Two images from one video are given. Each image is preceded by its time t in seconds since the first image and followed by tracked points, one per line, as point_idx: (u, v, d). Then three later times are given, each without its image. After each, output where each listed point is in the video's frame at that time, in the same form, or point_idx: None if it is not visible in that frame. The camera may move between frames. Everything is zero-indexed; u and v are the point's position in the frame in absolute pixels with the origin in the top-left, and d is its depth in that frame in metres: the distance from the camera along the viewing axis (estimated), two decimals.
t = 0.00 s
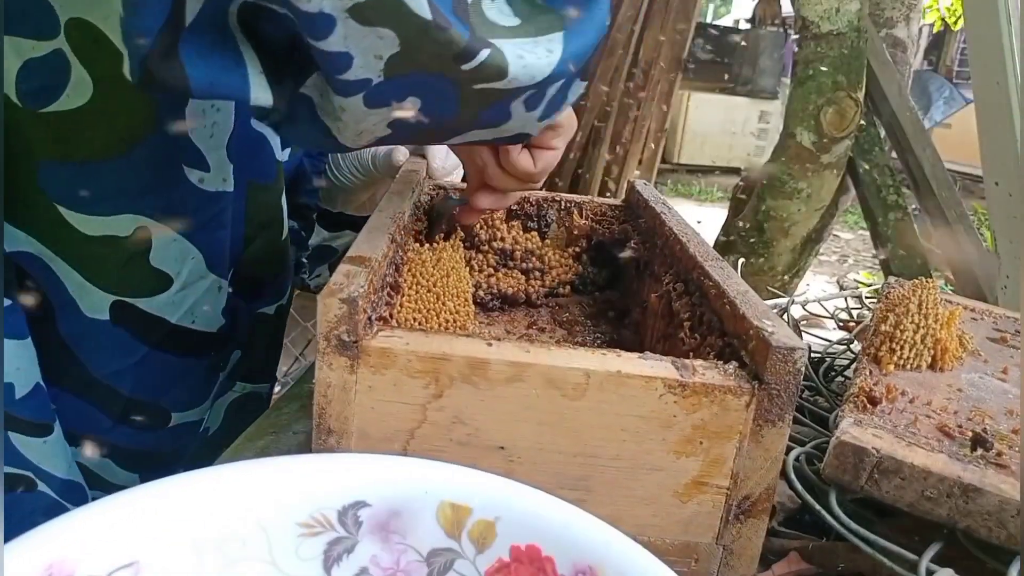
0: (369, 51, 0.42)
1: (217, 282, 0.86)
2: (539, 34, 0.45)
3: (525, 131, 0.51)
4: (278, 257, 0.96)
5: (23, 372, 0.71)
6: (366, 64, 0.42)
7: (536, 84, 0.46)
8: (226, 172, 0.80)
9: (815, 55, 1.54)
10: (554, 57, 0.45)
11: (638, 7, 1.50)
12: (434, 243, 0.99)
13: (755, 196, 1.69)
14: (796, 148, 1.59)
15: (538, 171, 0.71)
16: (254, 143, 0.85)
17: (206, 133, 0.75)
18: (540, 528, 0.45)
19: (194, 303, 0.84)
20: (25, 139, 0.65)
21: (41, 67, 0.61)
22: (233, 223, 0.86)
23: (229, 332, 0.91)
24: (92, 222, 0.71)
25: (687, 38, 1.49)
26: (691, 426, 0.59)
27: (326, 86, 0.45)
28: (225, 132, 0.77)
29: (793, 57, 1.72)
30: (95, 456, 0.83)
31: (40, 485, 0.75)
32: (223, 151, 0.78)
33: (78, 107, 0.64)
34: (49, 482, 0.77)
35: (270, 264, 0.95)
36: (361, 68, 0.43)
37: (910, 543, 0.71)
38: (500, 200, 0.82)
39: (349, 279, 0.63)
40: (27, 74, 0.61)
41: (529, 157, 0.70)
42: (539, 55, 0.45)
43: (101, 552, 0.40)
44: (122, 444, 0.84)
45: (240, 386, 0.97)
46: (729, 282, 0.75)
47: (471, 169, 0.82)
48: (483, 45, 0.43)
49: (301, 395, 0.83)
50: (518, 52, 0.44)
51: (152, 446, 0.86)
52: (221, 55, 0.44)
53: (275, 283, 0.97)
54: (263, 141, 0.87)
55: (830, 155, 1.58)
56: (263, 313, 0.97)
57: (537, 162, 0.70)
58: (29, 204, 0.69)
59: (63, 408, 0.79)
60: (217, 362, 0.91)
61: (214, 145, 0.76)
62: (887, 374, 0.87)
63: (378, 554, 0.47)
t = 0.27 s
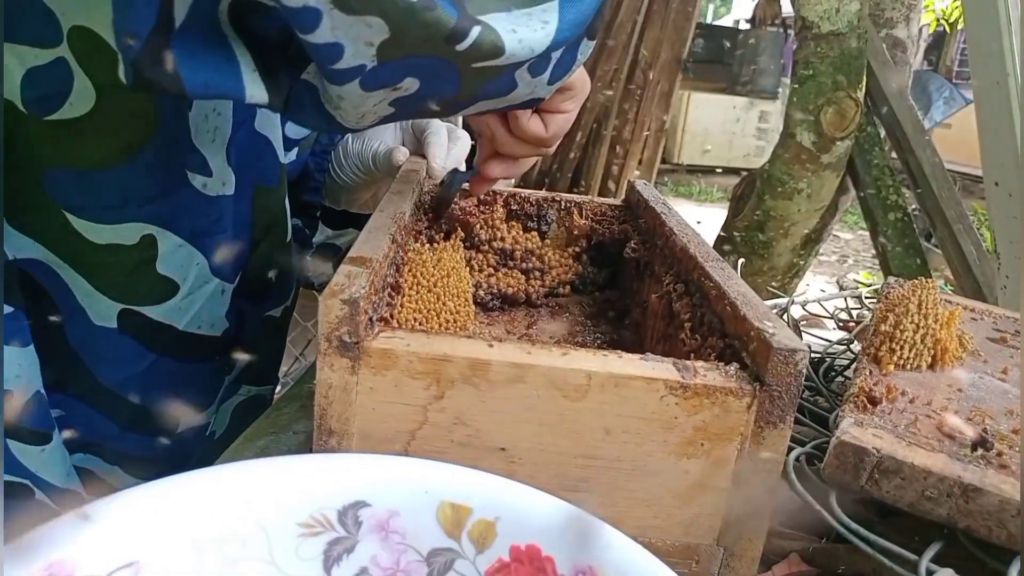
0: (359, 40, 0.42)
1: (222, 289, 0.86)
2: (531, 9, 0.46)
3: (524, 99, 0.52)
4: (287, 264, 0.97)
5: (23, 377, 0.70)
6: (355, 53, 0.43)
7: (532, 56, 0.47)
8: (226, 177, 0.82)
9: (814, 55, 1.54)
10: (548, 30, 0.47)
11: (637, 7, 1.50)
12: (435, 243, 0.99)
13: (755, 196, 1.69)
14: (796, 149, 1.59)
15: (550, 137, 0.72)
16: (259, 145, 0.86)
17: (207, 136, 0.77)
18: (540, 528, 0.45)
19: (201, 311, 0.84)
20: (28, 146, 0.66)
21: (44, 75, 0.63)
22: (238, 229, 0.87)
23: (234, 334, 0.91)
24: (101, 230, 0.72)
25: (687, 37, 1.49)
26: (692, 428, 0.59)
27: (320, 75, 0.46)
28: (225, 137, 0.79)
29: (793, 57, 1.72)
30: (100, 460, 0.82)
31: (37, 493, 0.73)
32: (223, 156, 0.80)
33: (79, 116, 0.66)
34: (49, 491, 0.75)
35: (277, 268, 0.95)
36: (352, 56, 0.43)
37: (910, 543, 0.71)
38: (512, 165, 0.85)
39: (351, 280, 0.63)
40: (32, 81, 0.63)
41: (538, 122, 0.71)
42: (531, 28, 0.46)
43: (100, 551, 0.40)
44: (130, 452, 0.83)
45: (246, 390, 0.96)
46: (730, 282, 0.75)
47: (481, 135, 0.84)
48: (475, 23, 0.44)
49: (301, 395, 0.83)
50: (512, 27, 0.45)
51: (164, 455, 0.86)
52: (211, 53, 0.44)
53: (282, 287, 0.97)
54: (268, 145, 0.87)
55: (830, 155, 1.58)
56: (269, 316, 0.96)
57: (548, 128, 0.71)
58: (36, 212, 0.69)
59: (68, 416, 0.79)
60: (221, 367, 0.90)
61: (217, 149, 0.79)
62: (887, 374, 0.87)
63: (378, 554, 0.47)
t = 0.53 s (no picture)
0: None
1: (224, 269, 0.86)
2: None
3: (544, 61, 0.63)
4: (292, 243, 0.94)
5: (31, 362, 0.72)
6: None
7: (558, 12, 0.56)
8: (229, 158, 0.80)
9: (814, 55, 1.54)
10: None
11: (637, 7, 1.50)
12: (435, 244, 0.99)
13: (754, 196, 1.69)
14: (796, 148, 1.59)
15: (542, 115, 0.87)
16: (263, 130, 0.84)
17: (209, 115, 0.77)
18: (539, 528, 0.45)
19: (205, 293, 0.84)
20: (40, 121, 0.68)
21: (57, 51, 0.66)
22: (242, 208, 0.86)
23: (234, 317, 0.90)
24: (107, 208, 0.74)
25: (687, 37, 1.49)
26: (693, 428, 0.59)
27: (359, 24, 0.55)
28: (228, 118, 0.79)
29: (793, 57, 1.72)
30: (106, 448, 0.84)
31: (45, 473, 0.75)
32: (228, 137, 0.79)
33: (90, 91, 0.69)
34: (58, 473, 0.77)
35: (280, 252, 0.92)
36: None
37: (910, 543, 0.71)
38: (505, 147, 0.97)
39: (351, 280, 0.63)
40: (46, 58, 0.66)
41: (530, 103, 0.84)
42: None
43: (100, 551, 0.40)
44: (135, 436, 0.84)
45: (243, 373, 0.96)
46: (730, 283, 0.75)
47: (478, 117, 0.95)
48: None
49: (301, 395, 0.83)
50: None
51: (168, 436, 0.87)
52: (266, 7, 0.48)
53: (288, 269, 0.95)
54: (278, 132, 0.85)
55: (830, 155, 1.58)
56: (270, 301, 0.94)
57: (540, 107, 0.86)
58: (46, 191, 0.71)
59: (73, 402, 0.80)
60: (223, 350, 0.90)
61: (220, 129, 0.78)
62: (887, 374, 0.87)
63: (377, 554, 0.47)
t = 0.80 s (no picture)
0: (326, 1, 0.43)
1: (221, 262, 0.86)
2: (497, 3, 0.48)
3: (478, 100, 0.55)
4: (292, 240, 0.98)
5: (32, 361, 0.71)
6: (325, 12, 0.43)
7: (492, 48, 0.49)
8: (224, 150, 0.82)
9: (815, 55, 1.54)
10: (508, 25, 0.49)
11: (637, 7, 1.50)
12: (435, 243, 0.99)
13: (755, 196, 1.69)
14: (796, 148, 1.59)
15: (489, 147, 0.75)
16: (260, 126, 0.87)
17: (206, 107, 0.79)
18: (539, 528, 0.45)
19: (202, 283, 0.84)
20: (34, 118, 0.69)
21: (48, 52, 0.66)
22: (240, 200, 0.88)
23: (234, 311, 0.92)
24: (103, 202, 0.74)
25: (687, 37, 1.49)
26: (692, 427, 0.59)
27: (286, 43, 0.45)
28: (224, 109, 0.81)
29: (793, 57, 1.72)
30: (110, 443, 0.83)
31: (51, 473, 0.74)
32: (224, 130, 0.81)
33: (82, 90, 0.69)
34: (61, 472, 0.76)
35: (280, 249, 0.95)
36: (318, 16, 0.43)
37: (910, 543, 0.71)
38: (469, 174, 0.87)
39: (350, 279, 0.63)
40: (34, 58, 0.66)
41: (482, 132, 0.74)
42: (494, 18, 0.48)
43: (100, 551, 0.41)
44: (137, 429, 0.84)
45: (244, 367, 0.97)
46: (730, 282, 0.75)
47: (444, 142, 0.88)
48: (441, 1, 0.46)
49: (301, 395, 0.83)
50: (476, 16, 0.48)
51: (169, 428, 0.86)
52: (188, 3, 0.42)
53: (286, 266, 0.98)
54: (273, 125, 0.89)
55: (830, 155, 1.58)
56: (268, 295, 0.97)
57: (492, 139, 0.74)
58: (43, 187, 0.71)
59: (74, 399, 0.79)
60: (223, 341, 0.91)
61: (215, 122, 0.80)
62: (887, 374, 0.87)
63: (378, 554, 0.47)
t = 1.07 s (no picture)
0: (199, 45, 0.40)
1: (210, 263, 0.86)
2: (413, 62, 0.45)
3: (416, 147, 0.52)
4: (284, 243, 0.97)
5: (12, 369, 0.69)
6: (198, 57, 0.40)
7: (403, 109, 0.46)
8: (202, 153, 0.78)
9: (814, 56, 1.54)
10: (422, 87, 0.46)
11: (637, 7, 1.50)
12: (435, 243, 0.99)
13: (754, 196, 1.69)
14: (796, 149, 1.59)
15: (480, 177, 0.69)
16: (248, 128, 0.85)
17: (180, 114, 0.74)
18: (539, 528, 0.45)
19: (189, 288, 0.84)
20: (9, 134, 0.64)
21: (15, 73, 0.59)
22: (229, 203, 0.86)
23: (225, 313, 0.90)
24: (81, 213, 0.71)
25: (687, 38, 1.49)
26: (693, 427, 0.59)
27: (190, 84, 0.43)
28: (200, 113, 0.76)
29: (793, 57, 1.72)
30: (104, 448, 0.83)
31: (25, 481, 0.74)
32: (200, 134, 0.77)
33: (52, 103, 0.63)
34: (38, 479, 0.75)
35: (271, 251, 0.94)
36: (191, 61, 0.40)
37: (910, 544, 0.71)
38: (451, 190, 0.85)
39: (350, 279, 0.63)
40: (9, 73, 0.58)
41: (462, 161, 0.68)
42: (405, 77, 0.45)
43: (100, 551, 0.40)
44: (130, 435, 0.83)
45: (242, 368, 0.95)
46: (730, 283, 0.75)
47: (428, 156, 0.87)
48: (336, 55, 0.42)
49: (301, 395, 0.83)
50: (380, 72, 0.44)
51: (162, 433, 0.86)
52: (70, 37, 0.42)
53: (280, 268, 0.97)
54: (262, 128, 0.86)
55: (830, 155, 1.58)
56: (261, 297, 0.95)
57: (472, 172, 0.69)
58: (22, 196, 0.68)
59: (64, 407, 0.78)
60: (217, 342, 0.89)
61: (191, 128, 0.76)
62: (887, 374, 0.87)
63: (378, 554, 0.47)
